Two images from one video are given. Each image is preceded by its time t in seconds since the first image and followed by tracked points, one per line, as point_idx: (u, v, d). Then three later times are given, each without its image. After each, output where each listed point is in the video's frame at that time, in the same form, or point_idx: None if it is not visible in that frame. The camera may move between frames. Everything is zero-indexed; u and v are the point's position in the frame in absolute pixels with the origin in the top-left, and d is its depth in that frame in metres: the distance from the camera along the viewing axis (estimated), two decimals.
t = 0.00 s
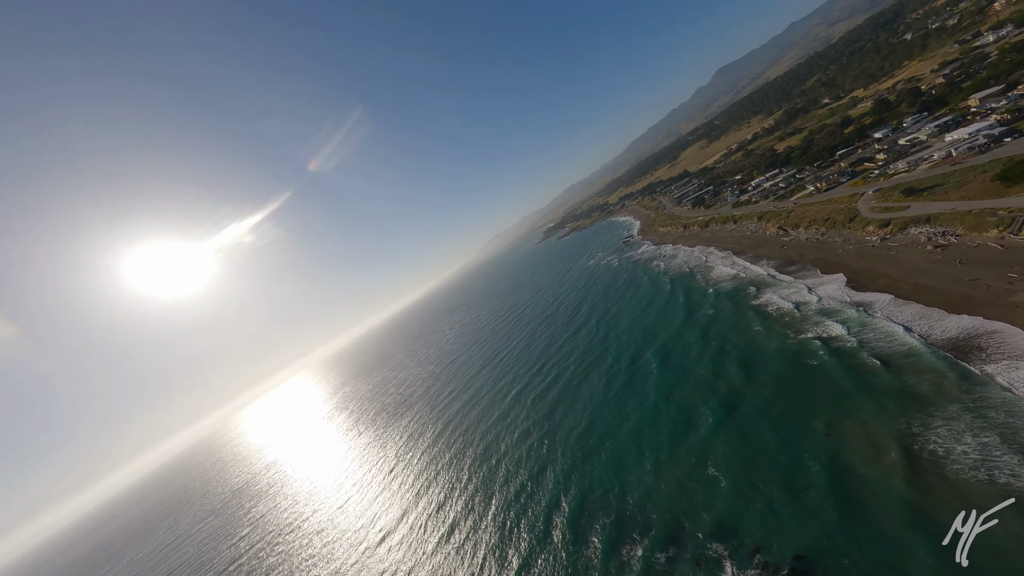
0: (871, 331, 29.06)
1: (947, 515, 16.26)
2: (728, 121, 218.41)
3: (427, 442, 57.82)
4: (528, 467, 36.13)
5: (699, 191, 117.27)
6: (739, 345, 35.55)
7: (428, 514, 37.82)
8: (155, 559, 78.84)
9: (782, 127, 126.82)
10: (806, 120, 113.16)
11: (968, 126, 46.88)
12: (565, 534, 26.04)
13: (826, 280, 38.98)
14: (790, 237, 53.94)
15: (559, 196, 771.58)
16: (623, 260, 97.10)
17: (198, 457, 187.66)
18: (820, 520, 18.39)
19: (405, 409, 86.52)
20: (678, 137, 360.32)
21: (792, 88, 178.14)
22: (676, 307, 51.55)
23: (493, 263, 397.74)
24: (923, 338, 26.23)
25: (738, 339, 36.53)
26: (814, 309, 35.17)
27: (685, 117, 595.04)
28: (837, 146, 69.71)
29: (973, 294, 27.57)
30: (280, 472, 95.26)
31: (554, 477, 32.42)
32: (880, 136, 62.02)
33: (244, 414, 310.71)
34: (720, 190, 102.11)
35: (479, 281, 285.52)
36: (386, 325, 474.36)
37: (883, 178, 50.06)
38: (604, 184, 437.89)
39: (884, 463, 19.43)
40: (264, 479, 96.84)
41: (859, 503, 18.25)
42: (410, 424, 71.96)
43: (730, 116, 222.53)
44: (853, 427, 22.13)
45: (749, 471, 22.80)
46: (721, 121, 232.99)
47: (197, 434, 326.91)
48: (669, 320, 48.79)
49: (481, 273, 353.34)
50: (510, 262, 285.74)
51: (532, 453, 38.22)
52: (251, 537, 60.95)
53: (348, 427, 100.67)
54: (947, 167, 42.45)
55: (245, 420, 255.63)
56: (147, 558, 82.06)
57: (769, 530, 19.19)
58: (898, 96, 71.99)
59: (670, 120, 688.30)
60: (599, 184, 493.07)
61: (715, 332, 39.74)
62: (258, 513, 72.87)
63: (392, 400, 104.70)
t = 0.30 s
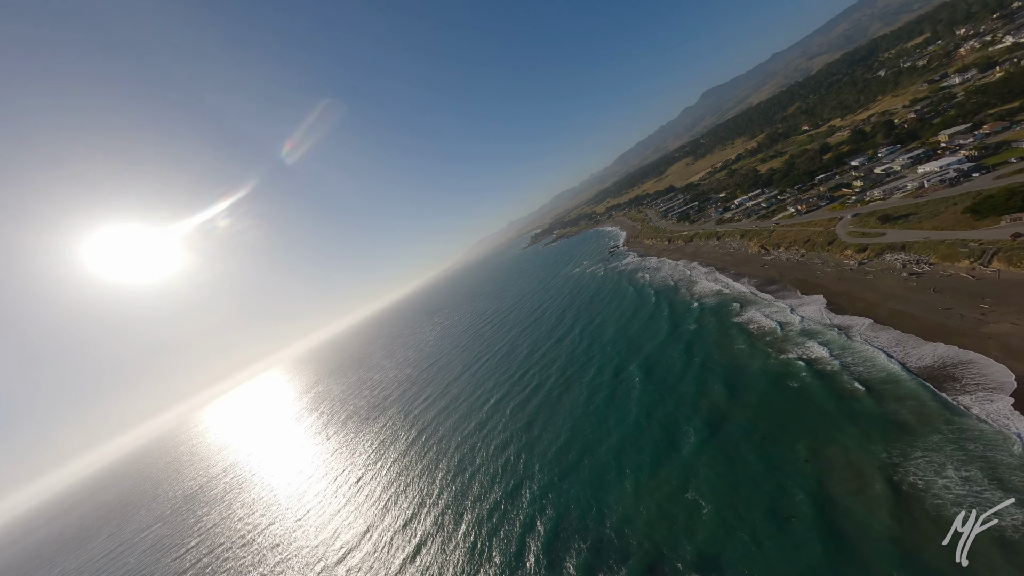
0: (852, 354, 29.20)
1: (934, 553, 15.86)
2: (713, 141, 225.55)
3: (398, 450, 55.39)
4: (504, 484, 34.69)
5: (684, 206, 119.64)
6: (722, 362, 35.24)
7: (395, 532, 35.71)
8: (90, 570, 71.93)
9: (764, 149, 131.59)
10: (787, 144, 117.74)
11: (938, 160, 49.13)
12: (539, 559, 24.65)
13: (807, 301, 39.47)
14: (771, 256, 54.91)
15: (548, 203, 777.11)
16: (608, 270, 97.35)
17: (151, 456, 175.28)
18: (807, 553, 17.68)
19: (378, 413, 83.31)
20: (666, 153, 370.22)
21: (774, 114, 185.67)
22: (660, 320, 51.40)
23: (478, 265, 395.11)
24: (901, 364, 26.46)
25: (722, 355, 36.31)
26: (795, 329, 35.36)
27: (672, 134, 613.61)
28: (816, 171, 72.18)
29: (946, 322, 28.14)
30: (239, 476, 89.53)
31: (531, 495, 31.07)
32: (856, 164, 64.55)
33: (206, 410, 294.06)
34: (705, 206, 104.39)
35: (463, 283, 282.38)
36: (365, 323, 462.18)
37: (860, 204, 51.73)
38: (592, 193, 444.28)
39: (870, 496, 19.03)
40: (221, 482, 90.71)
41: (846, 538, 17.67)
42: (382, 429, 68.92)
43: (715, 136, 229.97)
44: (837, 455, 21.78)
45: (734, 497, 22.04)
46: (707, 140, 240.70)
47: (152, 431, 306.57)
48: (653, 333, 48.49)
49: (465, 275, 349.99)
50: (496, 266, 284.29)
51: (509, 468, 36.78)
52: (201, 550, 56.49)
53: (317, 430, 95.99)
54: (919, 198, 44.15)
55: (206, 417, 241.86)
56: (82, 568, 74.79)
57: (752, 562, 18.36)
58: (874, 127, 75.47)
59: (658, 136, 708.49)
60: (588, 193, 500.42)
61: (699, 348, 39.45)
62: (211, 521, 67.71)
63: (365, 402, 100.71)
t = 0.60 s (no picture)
0: (836, 377, 29.04)
1: None
2: (701, 158, 231.46)
3: (369, 454, 52.91)
4: (477, 498, 33.12)
5: (670, 219, 121.42)
6: (707, 379, 34.71)
7: (359, 548, 33.61)
8: None
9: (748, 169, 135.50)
10: (770, 166, 121.45)
11: (914, 190, 50.89)
12: None
13: (790, 321, 39.57)
14: (754, 274, 55.43)
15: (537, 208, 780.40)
16: (594, 278, 97.19)
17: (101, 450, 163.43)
18: None
19: (350, 414, 79.76)
20: (655, 167, 378.37)
21: (759, 136, 192.05)
22: (644, 332, 50.93)
23: (464, 266, 391.83)
24: (881, 390, 26.41)
25: (707, 371, 35.82)
26: (780, 348, 35.20)
27: (661, 149, 629.30)
28: (799, 193, 74.11)
29: (924, 349, 28.43)
30: (195, 476, 83.87)
31: (505, 514, 29.58)
32: (837, 189, 66.52)
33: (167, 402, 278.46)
34: (690, 221, 106.11)
35: (448, 283, 278.90)
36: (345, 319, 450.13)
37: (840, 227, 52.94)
38: (581, 201, 449.01)
39: (856, 530, 18.33)
40: (174, 483, 84.73)
41: None
42: (354, 432, 65.88)
43: (703, 154, 236.16)
44: (824, 485, 21.11)
45: (717, 525, 21.11)
46: (694, 157, 247.13)
47: (105, 423, 286.90)
48: (638, 345, 47.89)
49: (450, 275, 345.99)
50: (482, 267, 282.26)
51: (484, 482, 35.24)
52: (145, 559, 52.04)
53: (284, 429, 91.27)
54: (897, 225, 45.36)
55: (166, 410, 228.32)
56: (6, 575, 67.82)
57: None
58: (853, 155, 78.31)
59: (648, 149, 724.86)
60: (577, 201, 506.20)
61: (684, 363, 38.92)
62: (158, 526, 62.71)
63: (337, 402, 96.55)
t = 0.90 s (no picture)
0: (828, 397, 28.44)
1: None
2: (692, 169, 234.96)
3: (343, 459, 50.42)
4: (455, 513, 31.46)
5: (661, 228, 122.14)
6: (696, 394, 33.81)
7: (325, 564, 31.54)
8: None
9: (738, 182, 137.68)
10: (759, 180, 123.52)
11: (899, 211, 51.61)
12: None
13: (779, 336, 39.14)
14: (743, 287, 55.30)
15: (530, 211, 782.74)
16: (583, 284, 96.45)
17: (57, 443, 154.23)
18: None
19: (327, 414, 76.54)
20: (647, 176, 383.24)
21: (749, 151, 195.97)
22: (633, 341, 50.08)
23: (454, 265, 388.46)
24: (870, 413, 25.88)
25: (697, 386, 34.93)
26: (770, 364, 34.58)
27: (653, 159, 639.75)
28: (787, 209, 74.94)
29: (911, 372, 28.12)
30: (156, 476, 79.05)
31: (482, 532, 28.00)
32: (825, 206, 67.40)
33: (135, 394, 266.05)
34: (681, 231, 106.73)
35: (437, 282, 275.07)
36: (329, 314, 440.00)
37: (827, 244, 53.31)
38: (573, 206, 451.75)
39: (849, 565, 17.38)
40: (133, 482, 79.71)
41: None
42: (329, 434, 63.00)
43: (695, 166, 239.72)
44: (815, 513, 20.18)
45: (706, 555, 19.96)
46: (686, 168, 250.86)
47: (64, 414, 271.47)
48: (627, 354, 46.93)
49: (439, 274, 341.87)
50: (472, 268, 279.84)
51: (463, 494, 33.64)
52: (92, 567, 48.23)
53: (255, 428, 87.12)
54: (883, 245, 45.77)
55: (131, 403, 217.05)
56: None
57: None
58: (840, 174, 79.82)
59: (641, 159, 735.82)
60: (570, 205, 508.39)
61: (673, 376, 38.03)
62: (110, 530, 58.39)
63: (314, 401, 92.82)
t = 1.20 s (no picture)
0: (823, 417, 27.64)
1: None
2: (684, 179, 237.74)
3: (317, 464, 47.93)
4: (432, 529, 29.66)
5: (653, 236, 122.35)
6: (688, 408, 32.74)
7: None
8: None
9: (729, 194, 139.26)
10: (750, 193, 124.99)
11: (888, 229, 52.04)
12: None
13: (770, 350, 38.43)
14: (734, 298, 54.86)
15: (523, 213, 781.92)
16: (574, 289, 95.44)
17: (15, 436, 145.57)
18: None
19: (305, 415, 73.31)
20: (640, 184, 387.18)
21: (740, 164, 199.20)
22: (624, 349, 49.00)
23: (445, 264, 384.68)
24: (864, 434, 25.09)
25: (688, 399, 33.83)
26: (764, 379, 33.70)
27: (647, 167, 648.05)
28: (778, 221, 75.37)
29: (903, 392, 27.53)
30: (117, 475, 74.48)
31: (460, 554, 26.26)
32: (814, 220, 67.87)
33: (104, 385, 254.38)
34: (672, 239, 106.94)
35: (426, 281, 271.31)
36: (315, 309, 430.58)
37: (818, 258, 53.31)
38: (566, 210, 453.49)
39: None
40: (91, 482, 74.99)
41: None
42: (305, 436, 60.13)
43: (687, 175, 242.59)
44: (812, 543, 19.12)
45: None
46: (678, 177, 253.85)
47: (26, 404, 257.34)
48: (618, 363, 45.75)
49: (429, 273, 337.43)
50: (463, 268, 277.25)
51: (441, 509, 31.88)
52: None
53: (227, 427, 82.98)
54: (872, 261, 45.82)
55: (99, 395, 206.93)
56: None
57: None
58: (829, 190, 80.89)
59: (634, 167, 744.51)
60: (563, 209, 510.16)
61: (665, 388, 36.91)
62: (59, 535, 54.26)
63: (292, 400, 89.06)
